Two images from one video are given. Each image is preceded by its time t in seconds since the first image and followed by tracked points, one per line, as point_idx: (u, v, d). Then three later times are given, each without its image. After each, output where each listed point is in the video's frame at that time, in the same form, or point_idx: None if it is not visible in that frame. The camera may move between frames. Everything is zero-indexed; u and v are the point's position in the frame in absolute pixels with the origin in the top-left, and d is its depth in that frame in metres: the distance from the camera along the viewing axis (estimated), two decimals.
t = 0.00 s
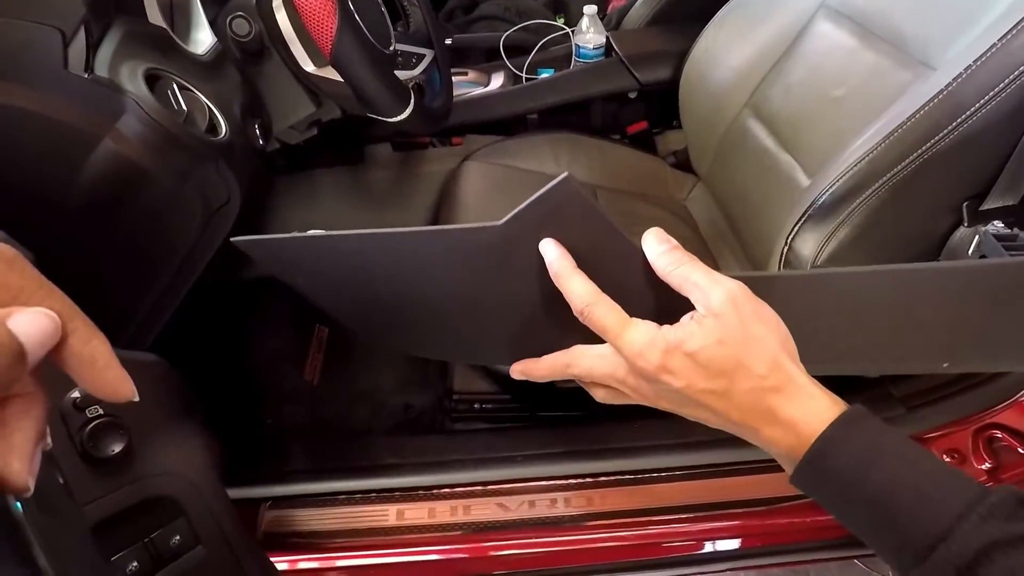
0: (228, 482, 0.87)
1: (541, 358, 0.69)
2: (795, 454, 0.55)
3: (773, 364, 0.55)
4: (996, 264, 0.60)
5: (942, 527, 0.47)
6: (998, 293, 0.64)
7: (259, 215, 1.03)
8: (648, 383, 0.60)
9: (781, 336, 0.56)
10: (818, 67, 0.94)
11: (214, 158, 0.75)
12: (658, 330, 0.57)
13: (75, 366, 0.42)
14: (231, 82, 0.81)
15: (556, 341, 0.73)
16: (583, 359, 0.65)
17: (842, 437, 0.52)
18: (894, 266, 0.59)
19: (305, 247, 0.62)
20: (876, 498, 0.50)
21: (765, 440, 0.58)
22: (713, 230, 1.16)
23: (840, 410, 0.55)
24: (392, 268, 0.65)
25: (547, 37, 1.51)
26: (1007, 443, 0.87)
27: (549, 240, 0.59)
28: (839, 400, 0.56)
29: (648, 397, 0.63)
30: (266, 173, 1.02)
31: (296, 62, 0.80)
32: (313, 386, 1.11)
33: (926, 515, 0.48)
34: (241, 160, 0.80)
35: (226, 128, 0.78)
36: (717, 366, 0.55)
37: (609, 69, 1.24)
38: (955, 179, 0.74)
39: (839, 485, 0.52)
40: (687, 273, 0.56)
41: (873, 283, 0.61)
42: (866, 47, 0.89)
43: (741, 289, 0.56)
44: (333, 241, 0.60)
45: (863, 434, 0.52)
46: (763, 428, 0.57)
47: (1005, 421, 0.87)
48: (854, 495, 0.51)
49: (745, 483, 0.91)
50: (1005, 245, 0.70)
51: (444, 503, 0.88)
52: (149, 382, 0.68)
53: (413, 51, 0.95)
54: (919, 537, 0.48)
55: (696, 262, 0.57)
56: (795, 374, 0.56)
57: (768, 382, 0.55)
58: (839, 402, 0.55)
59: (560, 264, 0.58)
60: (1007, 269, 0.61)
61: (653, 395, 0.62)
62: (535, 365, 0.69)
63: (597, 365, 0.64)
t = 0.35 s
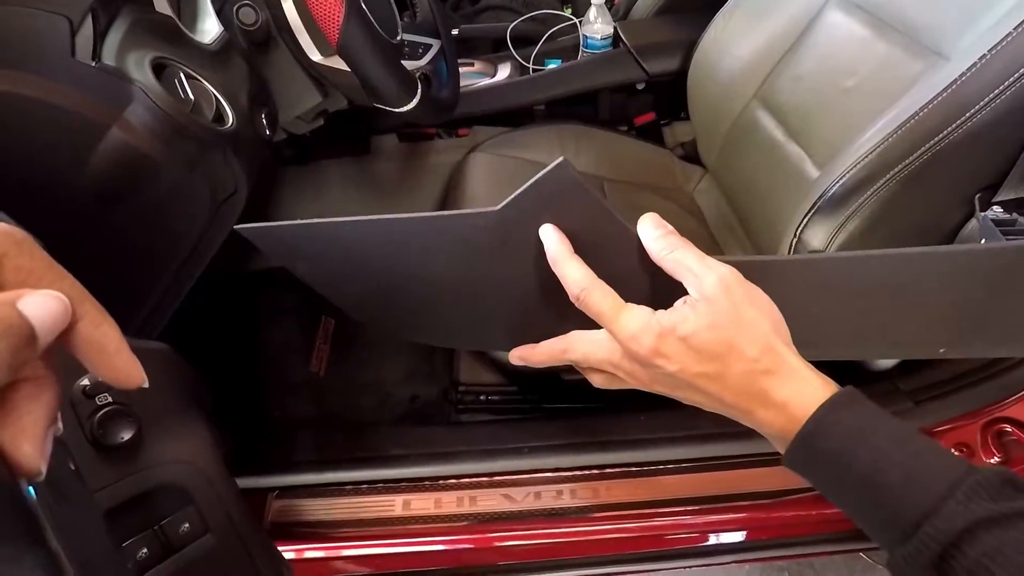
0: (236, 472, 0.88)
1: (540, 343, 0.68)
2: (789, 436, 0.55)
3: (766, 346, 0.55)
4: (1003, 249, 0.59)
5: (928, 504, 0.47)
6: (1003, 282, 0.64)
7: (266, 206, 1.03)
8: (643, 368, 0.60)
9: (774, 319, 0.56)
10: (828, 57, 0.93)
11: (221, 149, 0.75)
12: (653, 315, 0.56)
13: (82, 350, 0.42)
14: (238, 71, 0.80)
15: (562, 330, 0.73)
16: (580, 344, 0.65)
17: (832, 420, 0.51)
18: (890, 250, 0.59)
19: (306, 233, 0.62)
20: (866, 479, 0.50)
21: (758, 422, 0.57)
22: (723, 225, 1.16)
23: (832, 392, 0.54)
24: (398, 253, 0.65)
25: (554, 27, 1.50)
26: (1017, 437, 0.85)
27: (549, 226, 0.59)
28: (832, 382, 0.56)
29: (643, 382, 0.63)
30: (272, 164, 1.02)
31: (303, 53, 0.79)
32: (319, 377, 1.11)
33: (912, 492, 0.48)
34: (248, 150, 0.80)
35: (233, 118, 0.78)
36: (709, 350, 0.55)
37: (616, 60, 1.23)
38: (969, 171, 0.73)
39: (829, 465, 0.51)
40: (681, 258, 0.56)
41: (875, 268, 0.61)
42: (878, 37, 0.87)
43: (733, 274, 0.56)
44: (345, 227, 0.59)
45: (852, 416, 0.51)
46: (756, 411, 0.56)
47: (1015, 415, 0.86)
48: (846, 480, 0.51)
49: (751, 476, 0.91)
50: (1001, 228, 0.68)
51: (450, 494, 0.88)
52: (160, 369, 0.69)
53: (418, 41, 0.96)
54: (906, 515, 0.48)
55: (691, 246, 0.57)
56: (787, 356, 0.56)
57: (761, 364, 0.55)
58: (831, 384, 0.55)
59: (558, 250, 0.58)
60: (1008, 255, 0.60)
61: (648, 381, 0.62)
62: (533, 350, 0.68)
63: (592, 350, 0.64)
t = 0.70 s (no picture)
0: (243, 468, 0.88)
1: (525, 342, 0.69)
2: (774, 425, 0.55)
3: (749, 335, 0.54)
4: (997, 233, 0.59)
5: (908, 494, 0.47)
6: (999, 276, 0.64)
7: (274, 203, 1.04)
8: (628, 363, 0.60)
9: (758, 309, 0.55)
10: (836, 56, 0.93)
11: (230, 146, 0.76)
12: (633, 309, 0.56)
13: (96, 343, 0.42)
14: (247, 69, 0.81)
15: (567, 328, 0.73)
16: (564, 344, 0.65)
17: (817, 410, 0.51)
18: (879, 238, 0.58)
19: (312, 222, 0.62)
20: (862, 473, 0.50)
21: (744, 414, 0.57)
22: (730, 223, 1.16)
23: (817, 381, 0.54)
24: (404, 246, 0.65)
25: (561, 26, 1.49)
26: None
27: (531, 227, 0.61)
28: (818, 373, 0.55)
29: (630, 377, 0.63)
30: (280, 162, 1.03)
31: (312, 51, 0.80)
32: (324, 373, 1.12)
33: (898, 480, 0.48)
34: (257, 147, 0.81)
35: (242, 115, 0.78)
36: (690, 341, 0.54)
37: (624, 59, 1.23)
38: (977, 171, 0.73)
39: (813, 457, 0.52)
40: (671, 242, 0.56)
41: (869, 259, 0.61)
42: (887, 36, 0.87)
43: (719, 262, 0.55)
44: (345, 211, 0.60)
45: (845, 405, 0.51)
46: (741, 402, 0.56)
47: None
48: (832, 470, 0.51)
49: (755, 477, 0.91)
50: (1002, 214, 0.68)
51: (455, 492, 0.88)
52: (171, 363, 0.69)
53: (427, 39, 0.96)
54: (887, 502, 0.48)
55: (687, 231, 0.57)
56: (772, 346, 0.55)
57: (743, 354, 0.54)
58: (815, 373, 0.55)
59: (540, 248, 0.60)
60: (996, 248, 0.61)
61: (635, 375, 0.62)
62: (519, 344, 0.69)
63: (576, 351, 0.64)
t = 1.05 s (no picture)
0: (249, 464, 0.89)
1: (502, 324, 0.69)
2: (738, 412, 0.54)
3: (716, 317, 0.54)
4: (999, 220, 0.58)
5: (883, 485, 0.47)
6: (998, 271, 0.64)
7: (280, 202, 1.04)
8: (597, 346, 0.60)
9: (729, 293, 0.56)
10: (845, 55, 0.92)
11: (238, 143, 0.76)
12: (600, 288, 0.56)
13: (112, 338, 0.43)
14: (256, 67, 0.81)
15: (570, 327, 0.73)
16: (538, 327, 0.65)
17: (785, 396, 0.51)
18: (867, 222, 0.59)
19: (315, 198, 0.62)
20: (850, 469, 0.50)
21: (710, 401, 0.57)
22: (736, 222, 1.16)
23: (785, 368, 0.54)
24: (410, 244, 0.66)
25: (568, 26, 1.49)
26: None
27: (499, 214, 0.61)
28: (786, 361, 0.55)
29: (598, 361, 0.63)
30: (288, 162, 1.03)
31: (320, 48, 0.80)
32: (329, 371, 1.12)
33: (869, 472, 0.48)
34: (264, 144, 0.81)
35: (250, 113, 0.78)
36: (656, 321, 0.54)
37: (632, 59, 1.22)
38: (988, 171, 0.72)
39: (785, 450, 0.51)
40: (661, 217, 0.56)
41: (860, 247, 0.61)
42: (896, 36, 0.86)
43: (700, 244, 0.55)
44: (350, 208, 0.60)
45: (839, 399, 0.51)
46: (705, 388, 0.56)
47: None
48: (801, 461, 0.51)
49: (760, 478, 0.91)
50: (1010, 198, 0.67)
51: (460, 490, 0.88)
52: (178, 357, 0.70)
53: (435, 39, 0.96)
54: (862, 494, 0.48)
55: (684, 211, 0.57)
56: (740, 333, 0.55)
57: (708, 336, 0.54)
58: (783, 361, 0.55)
59: (508, 234, 0.59)
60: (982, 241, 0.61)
61: (603, 360, 0.62)
62: (495, 328, 0.69)
63: (551, 333, 0.64)
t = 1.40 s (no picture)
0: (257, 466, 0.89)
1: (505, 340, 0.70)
2: (730, 428, 0.54)
3: (708, 334, 0.54)
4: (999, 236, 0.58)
5: (877, 498, 0.47)
6: (1004, 287, 0.64)
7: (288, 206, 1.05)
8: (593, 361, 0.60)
9: (720, 310, 0.56)
10: (855, 60, 0.92)
11: (249, 147, 0.77)
12: (594, 305, 0.56)
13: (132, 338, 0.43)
14: (267, 71, 0.82)
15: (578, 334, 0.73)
16: (539, 343, 0.66)
17: (777, 411, 0.51)
18: (872, 237, 0.58)
19: (319, 215, 0.62)
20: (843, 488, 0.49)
21: (702, 418, 0.57)
22: (743, 228, 1.15)
23: (775, 385, 0.54)
24: (420, 249, 0.66)
25: (576, 30, 1.50)
26: None
27: (493, 237, 0.62)
28: (777, 378, 0.55)
29: (594, 378, 0.63)
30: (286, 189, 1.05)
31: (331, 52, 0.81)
32: (336, 374, 1.12)
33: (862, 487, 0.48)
34: (275, 148, 0.82)
35: (261, 117, 0.79)
36: (648, 337, 0.54)
37: (640, 63, 1.22)
38: (999, 177, 0.72)
39: (778, 469, 0.51)
40: (655, 236, 0.57)
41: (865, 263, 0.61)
42: (906, 41, 0.86)
43: (693, 262, 0.56)
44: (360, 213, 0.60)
45: (835, 415, 0.51)
46: (699, 404, 0.56)
47: None
48: (792, 477, 0.51)
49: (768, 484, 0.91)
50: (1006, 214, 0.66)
51: (466, 494, 0.89)
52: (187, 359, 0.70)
53: (443, 43, 0.97)
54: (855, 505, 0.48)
55: (681, 230, 0.58)
56: (730, 350, 0.55)
57: (701, 353, 0.54)
58: (775, 378, 0.55)
59: (502, 253, 0.60)
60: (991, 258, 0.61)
61: (598, 378, 0.62)
62: (497, 344, 0.70)
63: (552, 347, 0.64)
